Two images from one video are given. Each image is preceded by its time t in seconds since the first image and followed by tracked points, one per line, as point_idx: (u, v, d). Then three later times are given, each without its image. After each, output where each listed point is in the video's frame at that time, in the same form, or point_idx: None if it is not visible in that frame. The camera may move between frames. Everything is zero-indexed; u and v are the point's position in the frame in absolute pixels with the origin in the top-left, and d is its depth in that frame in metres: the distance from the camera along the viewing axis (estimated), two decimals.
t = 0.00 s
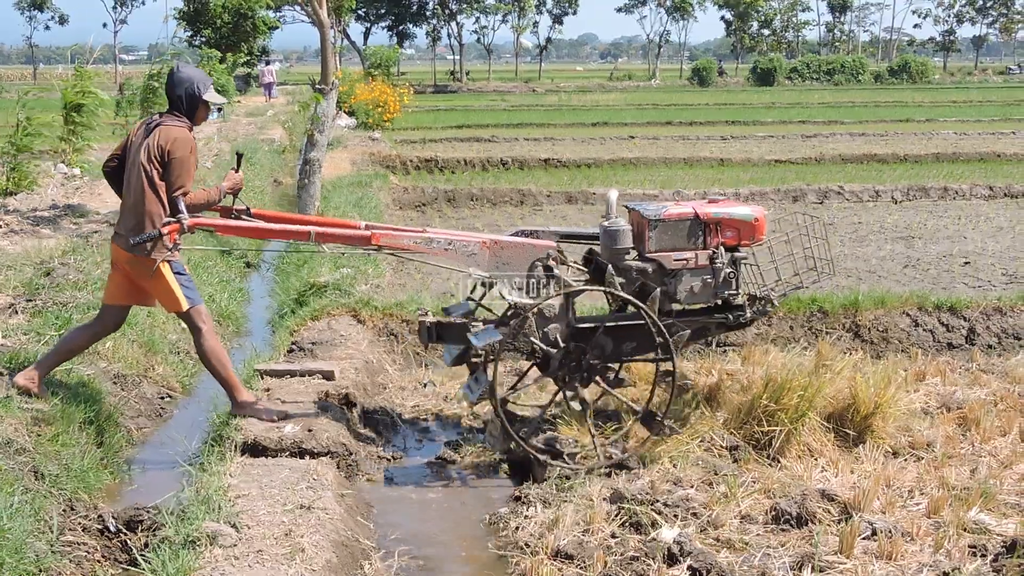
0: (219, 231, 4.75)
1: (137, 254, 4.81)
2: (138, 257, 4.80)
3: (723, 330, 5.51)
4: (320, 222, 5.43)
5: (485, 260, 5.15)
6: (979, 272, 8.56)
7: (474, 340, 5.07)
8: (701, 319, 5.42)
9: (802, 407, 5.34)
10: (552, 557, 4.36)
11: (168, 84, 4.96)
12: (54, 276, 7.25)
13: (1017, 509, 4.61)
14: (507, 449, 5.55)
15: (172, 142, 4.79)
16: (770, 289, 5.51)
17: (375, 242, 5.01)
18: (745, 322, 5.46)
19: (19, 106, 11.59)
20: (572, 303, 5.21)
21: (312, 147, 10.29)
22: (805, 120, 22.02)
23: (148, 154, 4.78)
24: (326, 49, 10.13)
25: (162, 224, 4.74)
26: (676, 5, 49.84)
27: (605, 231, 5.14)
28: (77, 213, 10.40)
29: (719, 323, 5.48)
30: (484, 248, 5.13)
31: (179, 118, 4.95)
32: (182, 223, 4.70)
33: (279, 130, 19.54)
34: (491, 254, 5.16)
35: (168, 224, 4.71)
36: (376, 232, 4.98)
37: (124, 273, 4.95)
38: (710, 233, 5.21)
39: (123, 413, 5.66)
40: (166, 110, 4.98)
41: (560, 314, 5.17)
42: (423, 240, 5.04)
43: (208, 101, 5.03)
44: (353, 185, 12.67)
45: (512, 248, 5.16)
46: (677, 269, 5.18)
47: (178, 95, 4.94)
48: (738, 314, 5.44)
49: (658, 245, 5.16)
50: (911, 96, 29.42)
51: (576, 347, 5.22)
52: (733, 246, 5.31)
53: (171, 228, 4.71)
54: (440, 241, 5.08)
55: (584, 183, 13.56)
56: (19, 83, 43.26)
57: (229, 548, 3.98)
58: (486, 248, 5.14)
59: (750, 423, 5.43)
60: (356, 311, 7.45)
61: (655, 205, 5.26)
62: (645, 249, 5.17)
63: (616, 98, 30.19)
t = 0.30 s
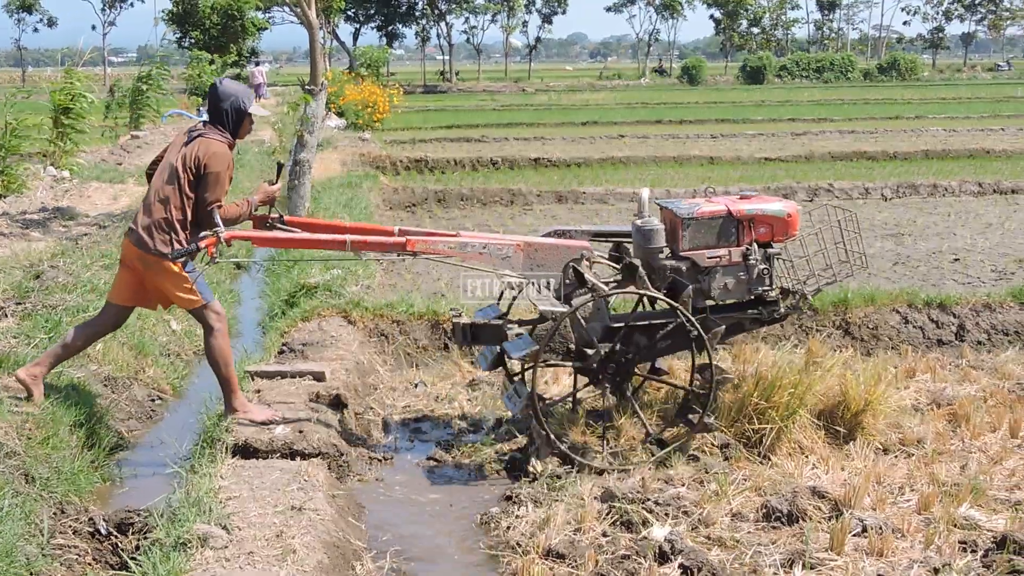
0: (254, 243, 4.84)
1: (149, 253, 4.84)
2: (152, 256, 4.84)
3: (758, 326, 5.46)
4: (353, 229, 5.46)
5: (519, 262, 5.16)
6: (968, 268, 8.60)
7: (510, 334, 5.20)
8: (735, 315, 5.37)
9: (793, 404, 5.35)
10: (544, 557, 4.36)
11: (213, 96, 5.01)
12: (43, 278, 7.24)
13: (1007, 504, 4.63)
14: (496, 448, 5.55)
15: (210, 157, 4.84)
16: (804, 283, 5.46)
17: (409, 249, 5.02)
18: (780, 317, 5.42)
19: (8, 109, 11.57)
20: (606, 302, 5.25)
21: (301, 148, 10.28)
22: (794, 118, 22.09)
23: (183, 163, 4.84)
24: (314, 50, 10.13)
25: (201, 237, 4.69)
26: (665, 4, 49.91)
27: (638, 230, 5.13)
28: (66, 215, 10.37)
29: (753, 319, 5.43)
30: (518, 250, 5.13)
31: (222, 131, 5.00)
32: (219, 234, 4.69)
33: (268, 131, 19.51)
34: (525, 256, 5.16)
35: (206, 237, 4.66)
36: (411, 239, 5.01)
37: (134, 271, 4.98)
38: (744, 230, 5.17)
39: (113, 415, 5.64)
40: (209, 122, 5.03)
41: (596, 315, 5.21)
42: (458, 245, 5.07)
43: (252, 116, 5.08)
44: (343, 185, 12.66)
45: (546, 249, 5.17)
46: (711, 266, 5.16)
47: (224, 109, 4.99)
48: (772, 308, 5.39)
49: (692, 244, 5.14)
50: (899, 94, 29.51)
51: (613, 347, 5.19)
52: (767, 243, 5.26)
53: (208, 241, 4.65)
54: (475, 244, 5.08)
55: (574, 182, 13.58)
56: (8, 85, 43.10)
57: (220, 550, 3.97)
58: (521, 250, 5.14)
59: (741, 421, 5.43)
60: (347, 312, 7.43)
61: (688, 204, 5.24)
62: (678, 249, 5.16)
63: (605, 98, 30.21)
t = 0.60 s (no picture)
0: (276, 246, 4.96)
1: (155, 246, 4.83)
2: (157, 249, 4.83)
3: (774, 326, 5.46)
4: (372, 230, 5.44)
5: (538, 264, 5.21)
6: (950, 268, 8.67)
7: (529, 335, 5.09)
8: (753, 315, 5.37)
9: (776, 404, 5.34)
10: (527, 558, 4.35)
11: (231, 95, 4.87)
12: (24, 281, 7.18)
13: (989, 503, 4.66)
14: (480, 449, 5.54)
15: (230, 159, 4.78)
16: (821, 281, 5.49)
17: (429, 250, 5.12)
18: (797, 317, 5.42)
19: None
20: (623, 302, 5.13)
21: (284, 150, 10.23)
22: (777, 119, 22.20)
23: (203, 162, 4.81)
24: (297, 52, 10.09)
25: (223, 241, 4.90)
26: (648, 5, 50.06)
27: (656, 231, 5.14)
28: (47, 217, 10.30)
29: (770, 319, 5.43)
30: (537, 251, 5.19)
31: (243, 132, 4.91)
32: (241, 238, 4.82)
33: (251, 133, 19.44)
34: (544, 257, 5.20)
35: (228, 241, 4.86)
36: (431, 241, 5.11)
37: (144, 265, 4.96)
38: (761, 230, 5.19)
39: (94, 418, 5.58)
40: (231, 121, 4.93)
41: (614, 315, 5.11)
42: (478, 246, 5.14)
43: (272, 114, 4.97)
44: (327, 186, 12.62)
45: (565, 250, 5.21)
46: (728, 266, 5.17)
47: (246, 109, 4.87)
48: (790, 308, 5.39)
49: (709, 244, 5.15)
50: (881, 95, 29.71)
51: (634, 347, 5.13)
52: (783, 242, 5.28)
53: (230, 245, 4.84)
54: (494, 246, 5.17)
55: (558, 183, 13.59)
56: None
57: (203, 553, 3.94)
58: (540, 251, 5.19)
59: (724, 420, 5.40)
60: (330, 314, 7.39)
61: (705, 204, 5.24)
62: (696, 249, 5.16)
63: (589, 99, 30.26)
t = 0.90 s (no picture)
0: (278, 251, 4.85)
1: (145, 245, 4.87)
2: (145, 249, 4.88)
3: (775, 319, 5.47)
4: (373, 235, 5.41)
5: (540, 264, 5.19)
6: (929, 268, 8.75)
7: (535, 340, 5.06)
8: (753, 309, 5.41)
9: (756, 404, 5.38)
10: (509, 559, 4.35)
11: (231, 99, 4.89)
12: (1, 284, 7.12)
13: (967, 500, 4.70)
14: (461, 450, 5.52)
15: (230, 164, 4.80)
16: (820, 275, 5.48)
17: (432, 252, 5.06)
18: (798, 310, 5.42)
19: None
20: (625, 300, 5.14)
21: (264, 151, 10.17)
22: (758, 119, 22.31)
23: (198, 165, 4.83)
24: (278, 54, 10.03)
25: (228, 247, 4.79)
26: (630, 5, 50.20)
27: (655, 228, 5.15)
28: (25, 218, 10.21)
29: (771, 313, 5.44)
30: (539, 252, 5.17)
31: (242, 136, 4.91)
32: (245, 244, 4.76)
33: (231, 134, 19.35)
34: (546, 257, 5.18)
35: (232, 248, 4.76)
36: (433, 243, 5.04)
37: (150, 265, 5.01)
38: (759, 224, 5.21)
39: (72, 422, 5.51)
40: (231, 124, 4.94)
41: (616, 314, 5.12)
42: (479, 247, 5.09)
43: (270, 117, 4.98)
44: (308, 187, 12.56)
45: (566, 251, 5.19)
46: (729, 261, 5.18)
47: (246, 114, 4.88)
48: (790, 302, 5.39)
49: (709, 240, 5.15)
50: (860, 95, 29.91)
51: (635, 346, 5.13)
52: (781, 236, 5.31)
53: (234, 252, 4.75)
54: (496, 246, 5.12)
55: (539, 183, 13.59)
56: None
57: (183, 557, 3.91)
58: (541, 251, 5.17)
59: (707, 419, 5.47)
60: (311, 316, 7.35)
61: (703, 200, 5.25)
62: (695, 245, 5.17)
63: (570, 99, 30.30)
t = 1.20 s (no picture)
0: (280, 249, 4.84)
1: (135, 242, 4.86)
2: (136, 246, 4.86)
3: (774, 318, 5.48)
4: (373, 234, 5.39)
5: (539, 262, 5.18)
6: (912, 266, 8.81)
7: (533, 335, 5.06)
8: (751, 308, 5.42)
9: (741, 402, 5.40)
10: (493, 558, 4.34)
11: (221, 95, 4.89)
12: None
13: (951, 497, 4.73)
14: (445, 449, 5.51)
15: (218, 160, 4.78)
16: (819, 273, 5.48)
17: (432, 251, 5.03)
18: (796, 309, 5.44)
19: None
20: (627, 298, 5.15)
21: (248, 151, 10.12)
22: (742, 118, 22.38)
23: (187, 162, 4.82)
24: (261, 54, 9.99)
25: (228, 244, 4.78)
26: (614, 4, 50.25)
27: (656, 227, 5.14)
28: (6, 219, 10.13)
29: (769, 311, 5.46)
30: (538, 250, 5.16)
31: (232, 132, 4.89)
32: (245, 243, 4.76)
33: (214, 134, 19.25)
34: (545, 256, 5.18)
35: (232, 246, 4.74)
36: (433, 241, 5.02)
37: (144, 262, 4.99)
38: (758, 223, 5.21)
39: (55, 423, 5.46)
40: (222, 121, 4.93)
41: (617, 312, 5.12)
42: (479, 246, 5.07)
43: (262, 110, 4.97)
44: (292, 187, 12.51)
45: (565, 249, 5.18)
46: (728, 260, 5.19)
47: (236, 109, 4.87)
48: (789, 301, 5.41)
49: (708, 239, 5.16)
50: (844, 94, 30.07)
51: (636, 345, 5.13)
52: (779, 235, 5.31)
53: (234, 250, 4.74)
54: (496, 245, 5.11)
55: (524, 183, 13.58)
56: None
57: (166, 558, 3.88)
58: (540, 249, 5.17)
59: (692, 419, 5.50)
60: (295, 316, 7.31)
61: (702, 200, 5.25)
62: (695, 244, 5.17)
63: (555, 99, 30.30)
